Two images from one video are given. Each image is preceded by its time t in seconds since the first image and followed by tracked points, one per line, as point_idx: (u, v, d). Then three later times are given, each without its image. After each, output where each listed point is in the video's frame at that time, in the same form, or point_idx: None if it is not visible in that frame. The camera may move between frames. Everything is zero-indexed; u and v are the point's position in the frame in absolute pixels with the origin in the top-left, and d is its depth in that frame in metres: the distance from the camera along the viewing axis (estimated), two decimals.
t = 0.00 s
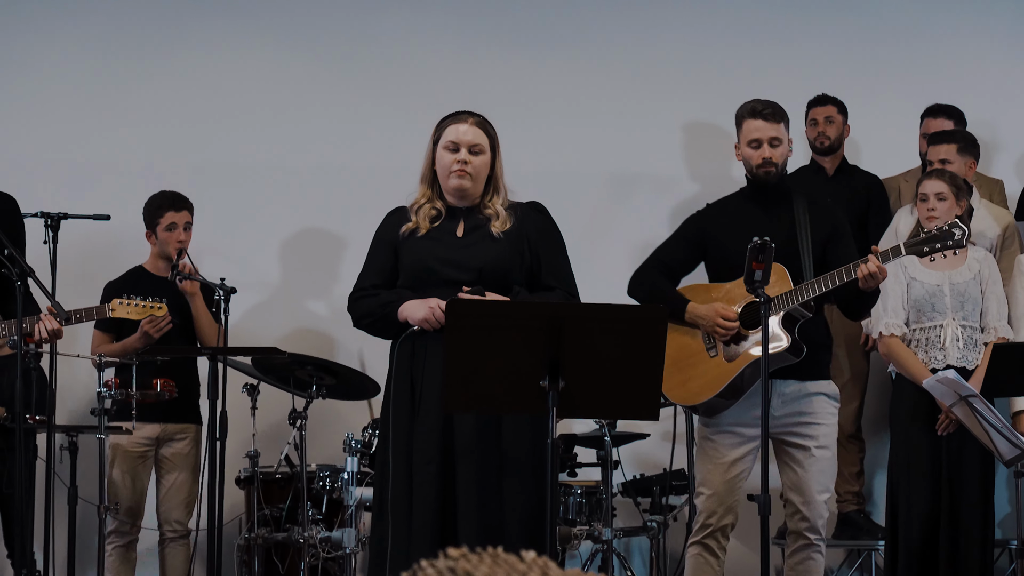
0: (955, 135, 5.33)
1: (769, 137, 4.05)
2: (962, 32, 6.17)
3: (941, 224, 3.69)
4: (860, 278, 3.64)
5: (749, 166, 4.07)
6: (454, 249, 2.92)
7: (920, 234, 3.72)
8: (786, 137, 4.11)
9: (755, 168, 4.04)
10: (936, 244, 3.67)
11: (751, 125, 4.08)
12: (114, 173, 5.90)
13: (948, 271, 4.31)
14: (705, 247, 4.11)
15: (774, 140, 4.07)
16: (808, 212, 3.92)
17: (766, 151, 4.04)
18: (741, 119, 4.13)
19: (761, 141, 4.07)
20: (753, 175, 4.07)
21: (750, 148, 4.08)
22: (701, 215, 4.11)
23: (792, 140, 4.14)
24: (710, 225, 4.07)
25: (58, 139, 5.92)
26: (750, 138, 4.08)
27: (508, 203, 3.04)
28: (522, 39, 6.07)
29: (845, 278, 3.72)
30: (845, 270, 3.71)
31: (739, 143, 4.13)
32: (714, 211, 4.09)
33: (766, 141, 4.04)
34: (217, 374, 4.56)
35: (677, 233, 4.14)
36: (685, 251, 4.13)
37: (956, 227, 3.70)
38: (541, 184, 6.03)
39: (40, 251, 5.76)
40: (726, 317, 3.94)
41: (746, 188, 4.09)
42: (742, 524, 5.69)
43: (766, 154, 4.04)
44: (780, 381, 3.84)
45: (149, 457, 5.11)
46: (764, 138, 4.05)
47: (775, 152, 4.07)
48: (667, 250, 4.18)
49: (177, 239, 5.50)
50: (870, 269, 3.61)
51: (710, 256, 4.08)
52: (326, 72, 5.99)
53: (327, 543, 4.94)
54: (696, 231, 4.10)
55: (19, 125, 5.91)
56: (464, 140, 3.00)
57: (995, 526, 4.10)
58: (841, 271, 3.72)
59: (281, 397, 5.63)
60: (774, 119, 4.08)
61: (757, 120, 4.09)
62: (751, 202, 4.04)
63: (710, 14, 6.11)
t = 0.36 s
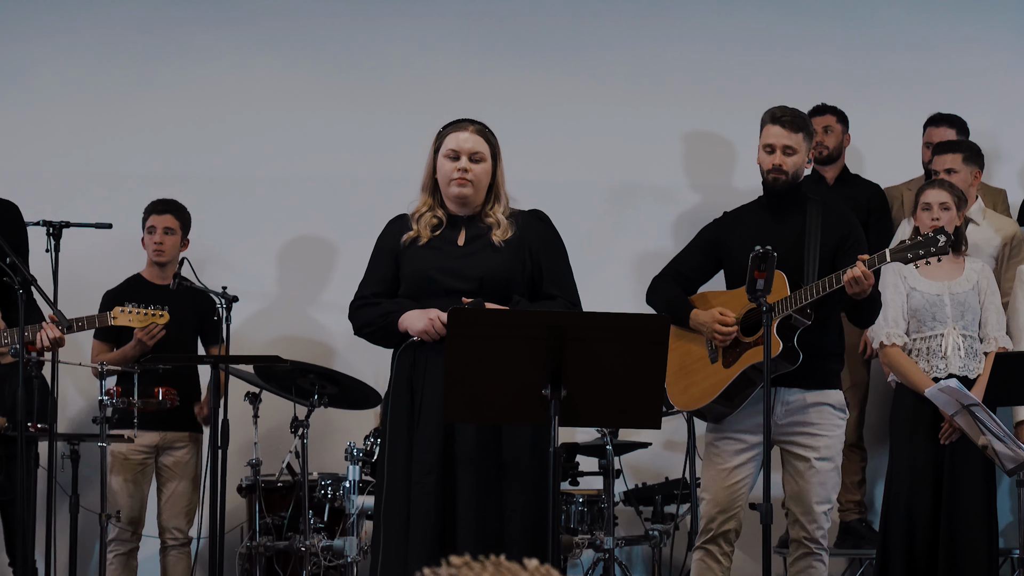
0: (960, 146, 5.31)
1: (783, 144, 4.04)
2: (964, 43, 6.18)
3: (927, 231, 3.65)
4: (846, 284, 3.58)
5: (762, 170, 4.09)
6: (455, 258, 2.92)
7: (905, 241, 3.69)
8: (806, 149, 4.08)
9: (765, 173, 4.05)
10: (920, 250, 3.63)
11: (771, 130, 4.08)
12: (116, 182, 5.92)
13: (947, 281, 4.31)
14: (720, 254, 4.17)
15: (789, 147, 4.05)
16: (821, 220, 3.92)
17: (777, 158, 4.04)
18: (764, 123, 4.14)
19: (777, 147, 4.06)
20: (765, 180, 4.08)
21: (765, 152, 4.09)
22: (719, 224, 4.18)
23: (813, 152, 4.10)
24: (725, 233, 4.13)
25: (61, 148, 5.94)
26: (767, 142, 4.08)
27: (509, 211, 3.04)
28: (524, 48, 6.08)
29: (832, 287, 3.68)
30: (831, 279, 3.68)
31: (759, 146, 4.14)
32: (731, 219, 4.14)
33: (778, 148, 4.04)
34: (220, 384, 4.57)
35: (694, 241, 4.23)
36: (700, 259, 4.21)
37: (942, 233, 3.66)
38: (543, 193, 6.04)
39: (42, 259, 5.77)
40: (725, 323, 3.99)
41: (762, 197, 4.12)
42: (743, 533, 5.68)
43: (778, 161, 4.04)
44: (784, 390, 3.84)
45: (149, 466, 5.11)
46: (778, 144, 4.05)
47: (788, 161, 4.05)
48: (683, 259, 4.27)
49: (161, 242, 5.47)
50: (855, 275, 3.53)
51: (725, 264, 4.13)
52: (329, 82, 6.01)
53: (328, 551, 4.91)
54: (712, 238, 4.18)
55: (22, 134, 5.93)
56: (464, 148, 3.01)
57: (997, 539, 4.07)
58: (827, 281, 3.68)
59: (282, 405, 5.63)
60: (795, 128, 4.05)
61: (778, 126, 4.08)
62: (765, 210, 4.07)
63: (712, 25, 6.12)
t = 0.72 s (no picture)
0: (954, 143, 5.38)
1: (794, 143, 4.05)
2: (971, 42, 6.15)
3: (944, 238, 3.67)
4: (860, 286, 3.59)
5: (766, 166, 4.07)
6: (462, 255, 2.91)
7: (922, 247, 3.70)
8: (812, 151, 4.10)
9: (770, 168, 4.03)
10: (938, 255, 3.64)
11: (781, 128, 4.09)
12: (123, 182, 5.92)
13: (955, 280, 4.28)
14: (716, 251, 4.11)
15: (797, 147, 4.05)
16: (818, 220, 3.94)
17: (784, 156, 4.03)
18: (774, 120, 4.14)
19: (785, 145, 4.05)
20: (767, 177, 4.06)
21: (773, 148, 4.07)
22: (714, 220, 4.12)
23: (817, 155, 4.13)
24: (723, 229, 4.08)
25: (68, 149, 5.95)
26: (776, 139, 4.08)
27: (516, 209, 3.03)
28: (530, 48, 6.07)
29: (844, 288, 3.68)
30: (844, 280, 3.68)
31: (764, 141, 4.13)
32: (728, 215, 4.10)
33: (789, 145, 4.03)
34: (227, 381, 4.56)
35: (688, 236, 4.14)
36: (694, 255, 4.14)
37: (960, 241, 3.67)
38: (549, 192, 6.04)
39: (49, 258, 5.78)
40: (728, 320, 3.93)
41: (762, 193, 4.10)
42: (750, 532, 5.66)
43: (784, 159, 4.03)
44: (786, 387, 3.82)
45: (155, 465, 5.12)
46: (788, 142, 4.06)
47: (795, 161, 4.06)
48: (677, 253, 4.18)
49: (161, 236, 5.54)
50: (868, 276, 3.53)
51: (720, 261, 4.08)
52: (335, 82, 6.00)
53: (335, 550, 4.87)
54: (708, 234, 4.11)
55: (29, 135, 5.94)
56: (472, 145, 3.00)
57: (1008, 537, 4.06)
58: (838, 281, 3.68)
59: (289, 403, 5.63)
60: (805, 129, 4.08)
61: (789, 124, 4.09)
62: (767, 207, 4.05)
63: (718, 24, 6.10)
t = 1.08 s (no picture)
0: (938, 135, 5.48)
1: (773, 141, 4.06)
2: (976, 33, 6.13)
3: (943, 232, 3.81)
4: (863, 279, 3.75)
5: (747, 163, 4.05)
6: (464, 242, 2.89)
7: (920, 240, 3.84)
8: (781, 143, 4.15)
9: (754, 167, 4.03)
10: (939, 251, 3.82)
11: (760, 124, 4.07)
12: (125, 175, 5.90)
13: (963, 269, 4.27)
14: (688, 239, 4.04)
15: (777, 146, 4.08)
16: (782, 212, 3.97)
17: (770, 155, 4.05)
18: (750, 115, 4.10)
19: (766, 144, 4.06)
20: (747, 174, 4.04)
21: (754, 147, 4.05)
22: (685, 206, 4.03)
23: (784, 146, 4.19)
24: (698, 218, 4.00)
25: (70, 142, 5.92)
26: (756, 137, 4.06)
27: (518, 195, 3.01)
28: (533, 41, 6.04)
29: (841, 280, 3.81)
30: (840, 274, 3.78)
31: (741, 137, 4.09)
32: (699, 202, 4.03)
33: (771, 144, 4.05)
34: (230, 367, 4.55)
35: (657, 222, 4.05)
36: (663, 243, 4.05)
37: (957, 236, 3.83)
38: (552, 184, 6.02)
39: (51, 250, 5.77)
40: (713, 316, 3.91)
41: (726, 180, 4.07)
42: (752, 523, 5.65)
43: (768, 158, 4.05)
44: (758, 374, 3.87)
45: (157, 457, 5.11)
46: (769, 140, 4.06)
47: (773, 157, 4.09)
48: (646, 240, 4.08)
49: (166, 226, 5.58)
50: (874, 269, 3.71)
51: (692, 249, 4.02)
52: (337, 75, 5.98)
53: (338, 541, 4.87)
54: (682, 222, 4.02)
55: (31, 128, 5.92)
56: (474, 133, 2.98)
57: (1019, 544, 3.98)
58: (837, 274, 3.78)
59: (291, 395, 5.63)
60: (779, 124, 4.10)
61: (766, 120, 4.08)
62: (735, 197, 4.01)
63: (721, 17, 6.08)
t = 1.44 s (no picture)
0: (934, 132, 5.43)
1: (752, 151, 4.03)
2: (985, 30, 6.10)
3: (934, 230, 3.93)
4: (860, 276, 3.75)
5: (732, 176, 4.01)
6: (471, 238, 2.88)
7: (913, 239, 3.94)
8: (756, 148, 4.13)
9: (739, 178, 3.99)
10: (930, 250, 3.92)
11: (735, 137, 4.02)
12: (135, 174, 5.92)
13: (970, 268, 4.24)
14: (673, 239, 4.03)
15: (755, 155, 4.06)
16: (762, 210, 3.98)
17: (752, 164, 4.02)
18: (722, 130, 4.05)
19: (746, 154, 4.03)
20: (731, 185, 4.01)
21: (734, 160, 4.01)
22: (665, 208, 4.02)
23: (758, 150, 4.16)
24: (681, 218, 3.99)
25: (79, 140, 5.93)
26: (734, 150, 4.01)
27: (525, 192, 3.01)
28: (541, 39, 6.03)
29: (834, 281, 3.81)
30: (832, 275, 3.79)
31: (718, 152, 4.05)
32: (680, 202, 4.02)
33: (750, 155, 4.01)
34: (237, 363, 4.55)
35: (642, 227, 4.03)
36: (648, 247, 4.04)
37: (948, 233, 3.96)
38: (560, 182, 6.00)
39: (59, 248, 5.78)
40: (715, 320, 3.87)
41: (702, 180, 4.06)
42: (760, 522, 5.64)
43: (751, 167, 4.02)
44: (751, 373, 3.88)
45: (165, 455, 5.12)
46: (748, 151, 4.02)
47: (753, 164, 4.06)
48: (632, 243, 4.06)
49: (177, 228, 5.54)
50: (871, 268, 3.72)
51: (679, 249, 4.01)
52: (344, 74, 5.99)
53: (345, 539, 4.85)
54: (665, 223, 4.01)
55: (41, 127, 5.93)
56: (480, 129, 2.98)
57: None
58: (830, 274, 3.79)
59: (299, 393, 5.64)
60: (753, 132, 4.07)
61: (740, 132, 4.04)
62: (709, 195, 4.00)
63: (730, 14, 6.06)
